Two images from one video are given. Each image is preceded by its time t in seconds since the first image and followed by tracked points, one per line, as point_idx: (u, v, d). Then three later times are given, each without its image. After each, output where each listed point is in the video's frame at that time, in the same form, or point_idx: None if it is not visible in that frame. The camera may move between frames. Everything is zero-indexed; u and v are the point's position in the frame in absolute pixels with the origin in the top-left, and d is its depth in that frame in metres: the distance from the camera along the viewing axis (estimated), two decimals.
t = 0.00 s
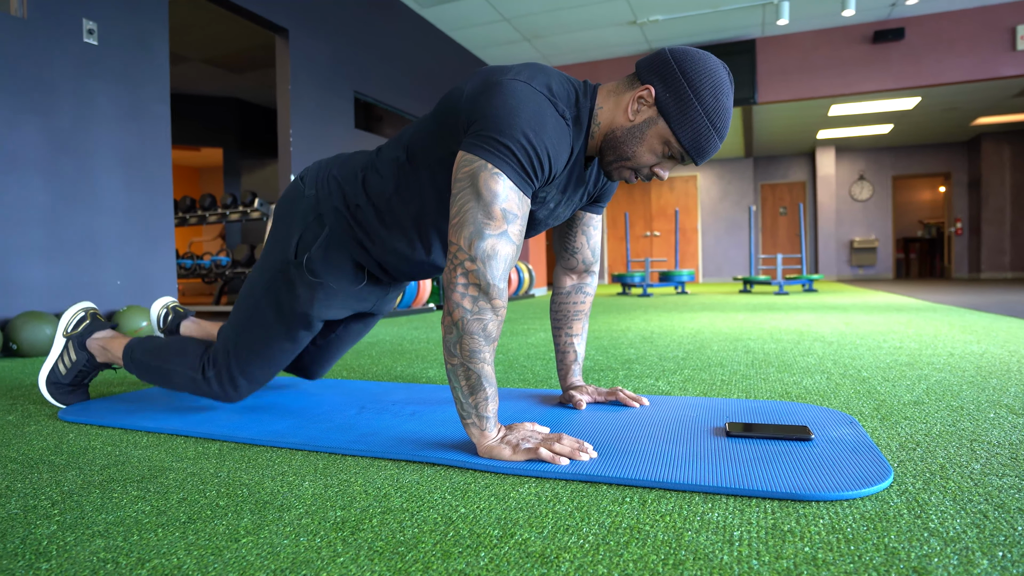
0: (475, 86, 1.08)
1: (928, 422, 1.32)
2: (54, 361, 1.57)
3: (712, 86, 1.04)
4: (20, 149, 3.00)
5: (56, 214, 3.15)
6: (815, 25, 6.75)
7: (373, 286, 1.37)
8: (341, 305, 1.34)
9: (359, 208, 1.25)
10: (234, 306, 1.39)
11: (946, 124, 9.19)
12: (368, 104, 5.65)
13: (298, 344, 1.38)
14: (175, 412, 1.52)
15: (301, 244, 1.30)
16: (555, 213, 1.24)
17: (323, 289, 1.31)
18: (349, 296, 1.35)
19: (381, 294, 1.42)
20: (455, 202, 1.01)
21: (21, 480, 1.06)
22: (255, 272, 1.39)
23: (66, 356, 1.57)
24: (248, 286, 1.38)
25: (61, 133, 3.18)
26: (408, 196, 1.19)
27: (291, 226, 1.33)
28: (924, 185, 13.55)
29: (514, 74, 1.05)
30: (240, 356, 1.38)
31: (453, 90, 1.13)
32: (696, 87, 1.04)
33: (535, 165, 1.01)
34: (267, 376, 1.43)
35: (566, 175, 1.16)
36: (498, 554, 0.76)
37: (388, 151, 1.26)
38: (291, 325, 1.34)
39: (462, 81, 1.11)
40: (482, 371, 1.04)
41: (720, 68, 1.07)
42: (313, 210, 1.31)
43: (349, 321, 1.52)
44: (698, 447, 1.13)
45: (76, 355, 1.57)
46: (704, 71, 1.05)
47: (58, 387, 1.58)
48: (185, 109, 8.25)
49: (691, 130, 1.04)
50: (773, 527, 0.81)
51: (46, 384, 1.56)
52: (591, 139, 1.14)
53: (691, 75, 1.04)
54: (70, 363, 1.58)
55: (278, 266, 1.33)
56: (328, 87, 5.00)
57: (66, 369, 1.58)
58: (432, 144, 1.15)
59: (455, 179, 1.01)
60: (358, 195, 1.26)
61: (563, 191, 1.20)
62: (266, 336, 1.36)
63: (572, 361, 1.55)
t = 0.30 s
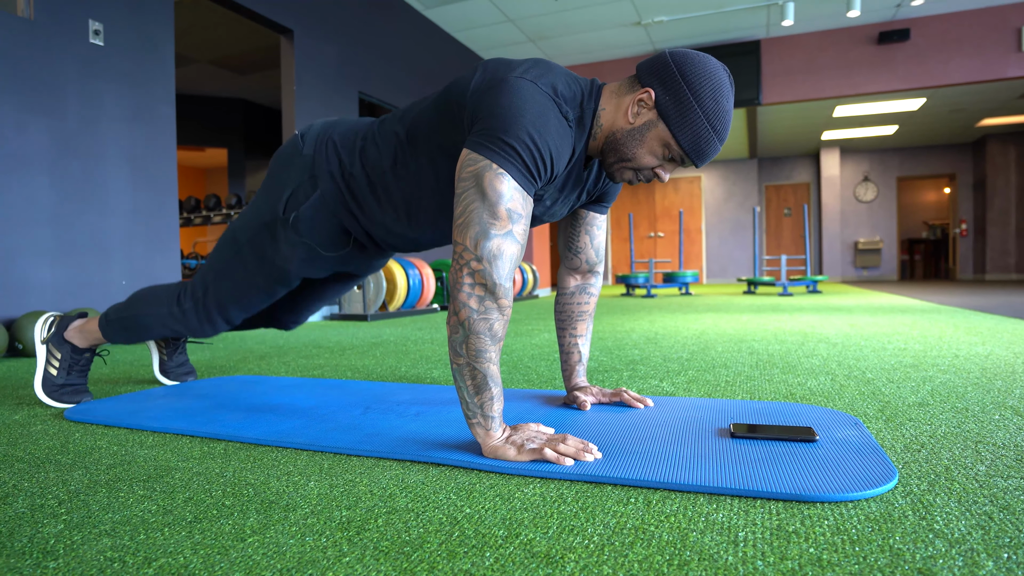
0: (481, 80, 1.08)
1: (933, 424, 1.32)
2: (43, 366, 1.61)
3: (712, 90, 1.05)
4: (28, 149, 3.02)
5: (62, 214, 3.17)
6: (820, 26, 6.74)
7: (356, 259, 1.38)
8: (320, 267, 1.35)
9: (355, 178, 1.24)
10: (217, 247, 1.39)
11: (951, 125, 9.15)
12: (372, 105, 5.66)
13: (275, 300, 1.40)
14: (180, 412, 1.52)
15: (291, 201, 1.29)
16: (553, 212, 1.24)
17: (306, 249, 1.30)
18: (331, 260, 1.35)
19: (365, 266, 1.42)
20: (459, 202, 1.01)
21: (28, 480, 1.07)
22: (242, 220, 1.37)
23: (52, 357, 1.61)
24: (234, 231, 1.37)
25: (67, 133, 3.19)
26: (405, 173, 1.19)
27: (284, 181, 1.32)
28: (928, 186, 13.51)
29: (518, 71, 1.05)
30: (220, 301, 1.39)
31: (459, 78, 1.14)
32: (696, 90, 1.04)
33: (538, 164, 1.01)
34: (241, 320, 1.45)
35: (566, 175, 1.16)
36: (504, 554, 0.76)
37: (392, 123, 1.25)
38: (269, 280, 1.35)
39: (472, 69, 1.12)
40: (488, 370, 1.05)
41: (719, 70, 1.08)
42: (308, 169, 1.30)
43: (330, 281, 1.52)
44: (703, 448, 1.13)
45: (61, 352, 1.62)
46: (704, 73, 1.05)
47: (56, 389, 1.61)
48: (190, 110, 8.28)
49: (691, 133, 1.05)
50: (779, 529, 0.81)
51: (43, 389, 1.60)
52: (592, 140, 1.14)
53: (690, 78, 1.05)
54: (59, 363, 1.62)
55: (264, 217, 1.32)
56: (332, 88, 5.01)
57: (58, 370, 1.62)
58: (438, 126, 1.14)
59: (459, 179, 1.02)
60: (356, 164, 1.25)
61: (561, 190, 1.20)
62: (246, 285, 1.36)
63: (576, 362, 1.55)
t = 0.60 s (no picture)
0: (469, 79, 1.09)
1: (935, 425, 1.32)
2: (41, 370, 1.63)
3: (696, 86, 1.05)
4: (32, 150, 3.03)
5: (67, 215, 3.18)
6: (823, 27, 6.73)
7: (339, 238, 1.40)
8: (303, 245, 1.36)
9: (346, 162, 1.25)
10: (205, 213, 1.36)
11: (955, 126, 9.13)
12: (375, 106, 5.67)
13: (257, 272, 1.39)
14: (182, 412, 1.53)
15: (281, 176, 1.28)
16: (542, 210, 1.25)
17: (291, 225, 1.29)
18: (315, 238, 1.35)
19: (347, 246, 1.45)
20: (454, 203, 1.02)
21: (33, 480, 1.08)
22: (230, 189, 1.35)
23: (49, 360, 1.63)
24: (222, 200, 1.35)
25: (71, 134, 3.20)
26: (394, 162, 1.20)
27: (276, 157, 1.31)
28: (932, 187, 13.49)
29: (509, 70, 1.05)
30: (204, 267, 1.38)
31: (452, 75, 1.15)
32: (680, 87, 1.04)
33: (530, 163, 1.01)
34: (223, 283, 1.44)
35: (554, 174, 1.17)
36: (506, 554, 0.76)
37: (386, 111, 1.25)
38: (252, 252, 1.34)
39: (462, 69, 1.12)
40: (488, 370, 1.05)
41: (703, 66, 1.08)
42: (300, 148, 1.29)
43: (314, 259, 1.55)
44: (706, 449, 1.14)
45: (56, 354, 1.64)
46: (687, 70, 1.05)
47: (58, 390, 1.63)
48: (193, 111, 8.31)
49: (676, 130, 1.05)
50: (780, 529, 0.81)
51: (44, 392, 1.61)
52: (581, 140, 1.15)
53: (674, 76, 1.05)
54: (56, 364, 1.63)
55: (252, 189, 1.30)
56: (335, 88, 5.02)
57: (56, 371, 1.63)
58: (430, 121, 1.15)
59: (452, 180, 1.02)
60: (348, 149, 1.25)
61: (548, 188, 1.21)
62: (231, 255, 1.34)
63: (577, 363, 1.55)
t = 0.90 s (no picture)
0: (470, 83, 1.09)
1: (938, 426, 1.31)
2: (45, 372, 1.63)
3: (696, 87, 1.05)
4: (35, 152, 3.04)
5: (70, 216, 3.19)
6: (825, 26, 6.72)
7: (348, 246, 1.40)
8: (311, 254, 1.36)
9: (349, 169, 1.25)
10: (210, 227, 1.37)
11: (959, 125, 9.11)
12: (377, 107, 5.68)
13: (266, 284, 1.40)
14: (186, 413, 1.54)
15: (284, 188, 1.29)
16: (543, 213, 1.25)
17: (297, 235, 1.30)
18: (321, 248, 1.36)
19: (354, 253, 1.45)
20: (455, 205, 1.02)
21: (38, 481, 1.08)
22: (234, 202, 1.36)
23: (52, 362, 1.64)
24: (227, 214, 1.36)
25: (74, 136, 3.22)
26: (396, 167, 1.20)
27: (278, 167, 1.31)
28: (936, 187, 13.45)
29: (509, 74, 1.06)
30: (211, 280, 1.39)
31: (451, 80, 1.15)
32: (680, 88, 1.05)
33: (530, 165, 1.02)
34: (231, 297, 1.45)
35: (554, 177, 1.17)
36: (508, 555, 0.77)
37: (387, 117, 1.25)
38: (260, 264, 1.34)
39: (463, 72, 1.12)
40: (491, 371, 1.05)
41: (702, 67, 1.08)
42: (302, 158, 1.29)
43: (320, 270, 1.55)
44: (708, 449, 1.14)
45: (59, 356, 1.65)
46: (685, 71, 1.06)
47: (62, 392, 1.64)
48: (197, 112, 8.33)
49: (677, 131, 1.05)
50: (783, 530, 0.81)
51: (49, 395, 1.62)
52: (581, 144, 1.15)
53: (673, 77, 1.05)
54: (59, 367, 1.64)
55: (256, 201, 1.31)
56: (337, 90, 5.03)
57: (59, 374, 1.64)
58: (430, 124, 1.15)
59: (453, 182, 1.02)
60: (349, 156, 1.26)
61: (550, 192, 1.21)
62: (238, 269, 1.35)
63: (579, 364, 1.55)
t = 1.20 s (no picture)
0: (472, 87, 1.09)
1: (940, 424, 1.31)
2: (53, 370, 1.63)
3: (702, 83, 1.05)
4: (36, 153, 3.05)
5: (71, 217, 3.20)
6: (826, 23, 6.70)
7: (366, 268, 1.39)
8: (332, 280, 1.36)
9: (357, 189, 1.26)
10: (227, 269, 1.39)
11: (961, 122, 9.08)
12: (378, 107, 5.68)
13: (289, 317, 1.40)
14: (189, 415, 1.54)
15: (296, 217, 1.30)
16: (550, 214, 1.24)
17: (315, 263, 1.31)
18: (340, 274, 1.36)
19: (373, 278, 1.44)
20: (455, 206, 1.02)
21: (41, 482, 1.09)
22: (247, 242, 1.38)
23: (62, 361, 1.64)
24: (242, 252, 1.38)
25: (75, 137, 3.22)
26: (404, 182, 1.20)
27: (287, 198, 1.33)
28: (938, 183, 13.42)
29: (510, 75, 1.06)
30: (230, 320, 1.39)
31: (451, 87, 1.15)
32: (685, 85, 1.05)
33: (532, 166, 1.02)
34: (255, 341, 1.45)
35: (560, 177, 1.17)
36: (509, 555, 0.77)
37: (389, 133, 1.26)
38: (281, 296, 1.35)
39: (463, 78, 1.13)
40: (491, 372, 1.05)
41: (707, 63, 1.08)
42: (309, 184, 1.31)
43: (337, 299, 1.53)
44: (709, 448, 1.14)
45: (70, 357, 1.64)
46: (691, 67, 1.06)
47: (66, 393, 1.64)
48: (198, 113, 8.34)
49: (684, 127, 1.05)
50: (784, 529, 0.81)
51: (53, 393, 1.62)
52: (586, 143, 1.15)
53: (679, 74, 1.05)
54: (68, 368, 1.64)
55: (271, 235, 1.33)
56: (338, 90, 5.03)
57: (67, 375, 1.64)
58: (433, 133, 1.15)
59: (454, 184, 1.02)
60: (356, 175, 1.26)
61: (556, 192, 1.21)
62: (260, 307, 1.37)
63: (581, 363, 1.55)
